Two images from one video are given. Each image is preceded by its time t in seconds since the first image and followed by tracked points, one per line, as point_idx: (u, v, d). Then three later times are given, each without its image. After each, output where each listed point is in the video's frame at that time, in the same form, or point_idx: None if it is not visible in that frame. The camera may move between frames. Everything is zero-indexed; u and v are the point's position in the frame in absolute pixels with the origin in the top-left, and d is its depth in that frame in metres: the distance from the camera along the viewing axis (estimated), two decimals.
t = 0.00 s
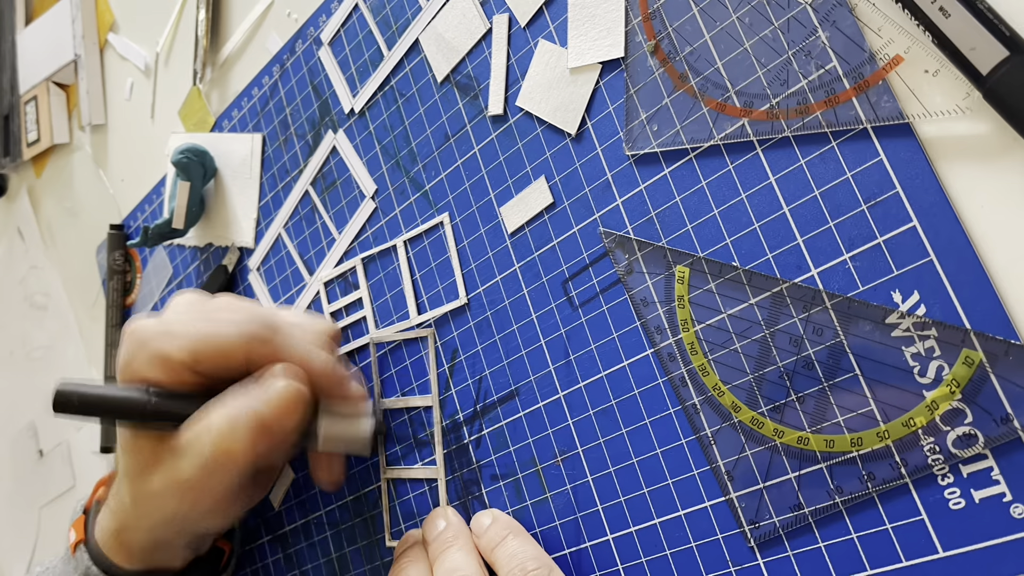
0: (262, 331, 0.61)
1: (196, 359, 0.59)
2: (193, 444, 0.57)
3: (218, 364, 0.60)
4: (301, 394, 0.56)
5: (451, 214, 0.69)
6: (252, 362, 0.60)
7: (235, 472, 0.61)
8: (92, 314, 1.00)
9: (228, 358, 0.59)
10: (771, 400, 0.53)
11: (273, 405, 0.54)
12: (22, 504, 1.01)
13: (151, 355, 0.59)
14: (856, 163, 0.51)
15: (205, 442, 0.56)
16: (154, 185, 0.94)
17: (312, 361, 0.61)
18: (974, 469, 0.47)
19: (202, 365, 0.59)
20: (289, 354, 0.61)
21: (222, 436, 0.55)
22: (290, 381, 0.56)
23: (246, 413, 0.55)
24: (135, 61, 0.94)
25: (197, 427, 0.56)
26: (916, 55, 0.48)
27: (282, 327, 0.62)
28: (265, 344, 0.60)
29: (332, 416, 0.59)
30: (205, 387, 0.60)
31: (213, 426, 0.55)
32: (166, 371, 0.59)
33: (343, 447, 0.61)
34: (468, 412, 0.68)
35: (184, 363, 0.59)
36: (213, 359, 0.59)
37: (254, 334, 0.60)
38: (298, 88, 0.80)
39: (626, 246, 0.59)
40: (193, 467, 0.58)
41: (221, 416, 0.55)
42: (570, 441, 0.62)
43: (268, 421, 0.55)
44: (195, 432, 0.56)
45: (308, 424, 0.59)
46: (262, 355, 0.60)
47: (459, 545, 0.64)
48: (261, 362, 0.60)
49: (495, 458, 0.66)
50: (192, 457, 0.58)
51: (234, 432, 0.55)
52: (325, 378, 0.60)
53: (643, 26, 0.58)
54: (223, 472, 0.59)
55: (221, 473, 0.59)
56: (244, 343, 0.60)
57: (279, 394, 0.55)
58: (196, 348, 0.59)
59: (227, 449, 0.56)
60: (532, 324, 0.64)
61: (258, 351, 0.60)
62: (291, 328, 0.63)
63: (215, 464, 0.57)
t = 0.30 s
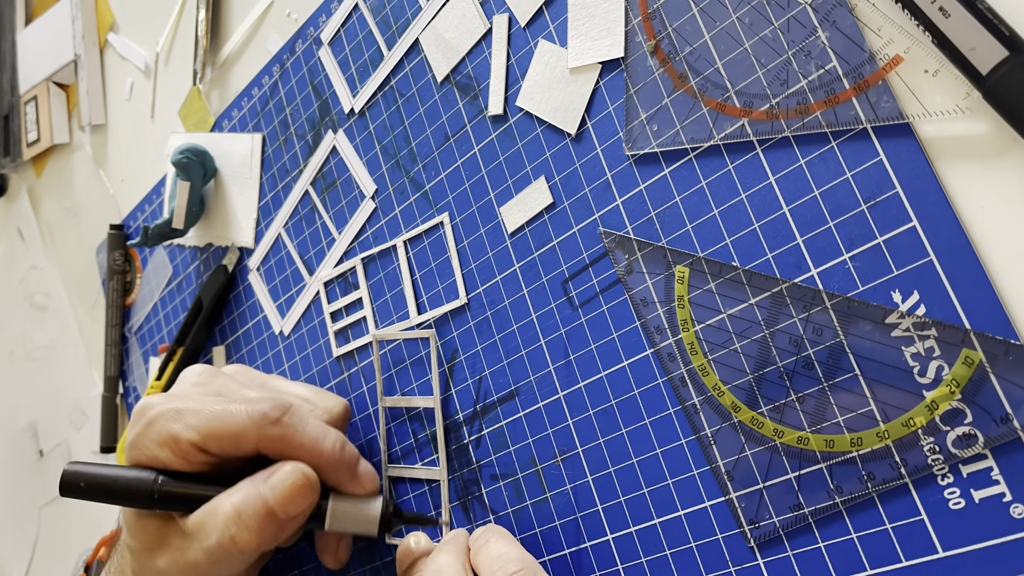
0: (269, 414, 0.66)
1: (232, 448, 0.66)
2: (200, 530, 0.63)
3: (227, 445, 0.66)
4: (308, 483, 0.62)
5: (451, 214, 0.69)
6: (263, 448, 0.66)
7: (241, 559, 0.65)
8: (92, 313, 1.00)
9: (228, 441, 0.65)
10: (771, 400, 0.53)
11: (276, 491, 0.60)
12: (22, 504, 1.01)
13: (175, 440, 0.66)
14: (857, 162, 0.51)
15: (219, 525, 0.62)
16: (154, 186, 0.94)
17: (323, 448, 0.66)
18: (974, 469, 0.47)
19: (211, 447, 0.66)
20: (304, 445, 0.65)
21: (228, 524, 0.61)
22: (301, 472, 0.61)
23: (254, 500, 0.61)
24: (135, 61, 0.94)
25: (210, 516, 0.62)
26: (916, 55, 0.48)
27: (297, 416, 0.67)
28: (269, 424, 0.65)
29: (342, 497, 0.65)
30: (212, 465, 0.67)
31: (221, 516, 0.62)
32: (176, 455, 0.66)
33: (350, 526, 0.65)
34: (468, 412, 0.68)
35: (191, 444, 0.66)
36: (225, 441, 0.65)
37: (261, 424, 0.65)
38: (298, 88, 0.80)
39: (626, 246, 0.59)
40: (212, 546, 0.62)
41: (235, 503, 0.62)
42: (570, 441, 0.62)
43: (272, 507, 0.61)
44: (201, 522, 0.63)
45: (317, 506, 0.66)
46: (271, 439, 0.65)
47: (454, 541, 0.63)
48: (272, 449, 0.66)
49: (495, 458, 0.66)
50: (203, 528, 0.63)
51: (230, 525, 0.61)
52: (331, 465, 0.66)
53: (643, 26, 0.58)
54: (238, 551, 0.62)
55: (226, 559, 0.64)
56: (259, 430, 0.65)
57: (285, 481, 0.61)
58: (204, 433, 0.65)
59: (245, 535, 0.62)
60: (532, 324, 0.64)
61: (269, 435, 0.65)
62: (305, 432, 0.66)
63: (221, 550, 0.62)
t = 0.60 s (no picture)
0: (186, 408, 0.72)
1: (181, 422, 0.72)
2: (146, 507, 0.67)
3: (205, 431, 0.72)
4: (239, 453, 0.67)
5: (451, 216, 0.69)
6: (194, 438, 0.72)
7: (190, 533, 0.68)
8: (92, 313, 1.00)
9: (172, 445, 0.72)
10: (771, 401, 0.53)
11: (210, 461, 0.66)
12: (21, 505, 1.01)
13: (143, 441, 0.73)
14: (857, 163, 0.51)
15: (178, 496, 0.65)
16: (154, 186, 0.94)
17: (248, 426, 0.71)
18: (974, 470, 0.47)
19: (146, 445, 0.73)
20: (223, 427, 0.71)
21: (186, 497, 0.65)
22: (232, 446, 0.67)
23: (190, 475, 0.66)
24: (135, 62, 0.94)
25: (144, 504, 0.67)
26: (916, 56, 0.48)
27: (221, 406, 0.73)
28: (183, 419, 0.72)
29: (271, 471, 0.69)
30: (150, 464, 0.74)
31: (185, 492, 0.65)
32: (115, 457, 0.73)
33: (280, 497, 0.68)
34: (468, 412, 0.68)
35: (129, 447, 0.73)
36: (158, 439, 0.72)
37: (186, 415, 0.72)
38: (298, 89, 0.80)
39: (626, 247, 0.59)
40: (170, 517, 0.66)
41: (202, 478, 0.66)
42: (570, 441, 0.62)
43: (206, 476, 0.66)
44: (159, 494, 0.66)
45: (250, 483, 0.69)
46: (198, 427, 0.72)
47: (453, 531, 0.63)
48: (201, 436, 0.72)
49: (495, 459, 0.66)
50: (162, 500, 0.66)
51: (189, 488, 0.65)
52: (260, 440, 0.70)
53: (643, 27, 0.58)
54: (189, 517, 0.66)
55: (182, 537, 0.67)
56: (184, 420, 0.71)
57: (218, 453, 0.66)
58: (140, 433, 0.72)
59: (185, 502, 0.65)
60: (532, 325, 0.64)
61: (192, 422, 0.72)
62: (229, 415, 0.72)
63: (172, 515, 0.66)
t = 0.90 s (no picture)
0: (241, 389, 0.70)
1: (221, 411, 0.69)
2: (184, 497, 0.65)
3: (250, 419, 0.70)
4: (281, 448, 0.65)
5: (450, 215, 0.69)
6: (235, 424, 0.70)
7: (229, 525, 0.66)
8: (92, 313, 1.00)
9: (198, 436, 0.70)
10: (771, 400, 0.53)
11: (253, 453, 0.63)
12: (21, 505, 1.01)
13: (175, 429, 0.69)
14: (857, 163, 0.51)
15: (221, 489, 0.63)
16: (154, 186, 0.94)
17: (293, 413, 0.69)
18: (974, 469, 0.47)
19: (185, 429, 0.69)
20: (268, 413, 0.69)
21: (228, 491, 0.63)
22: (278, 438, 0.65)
23: (232, 466, 0.63)
24: (135, 62, 0.94)
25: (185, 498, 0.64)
26: (916, 55, 0.48)
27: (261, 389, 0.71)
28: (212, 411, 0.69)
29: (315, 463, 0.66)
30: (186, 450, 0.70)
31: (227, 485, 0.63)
32: (152, 442, 0.69)
33: (325, 491, 0.66)
34: (468, 412, 0.68)
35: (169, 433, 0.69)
36: (198, 423, 0.69)
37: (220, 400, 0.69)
38: (298, 88, 0.80)
39: (626, 246, 0.59)
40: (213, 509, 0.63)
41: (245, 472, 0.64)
42: (570, 441, 0.62)
43: (251, 470, 0.63)
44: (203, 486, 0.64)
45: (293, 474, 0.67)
46: (241, 412, 0.69)
47: (454, 532, 0.62)
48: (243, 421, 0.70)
49: (495, 458, 0.66)
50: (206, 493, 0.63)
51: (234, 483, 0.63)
52: (305, 429, 0.69)
53: (643, 26, 0.58)
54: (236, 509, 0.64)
55: (216, 530, 0.65)
56: (229, 406, 0.69)
57: (259, 445, 0.64)
58: (178, 415, 0.69)
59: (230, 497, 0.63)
60: (532, 324, 0.64)
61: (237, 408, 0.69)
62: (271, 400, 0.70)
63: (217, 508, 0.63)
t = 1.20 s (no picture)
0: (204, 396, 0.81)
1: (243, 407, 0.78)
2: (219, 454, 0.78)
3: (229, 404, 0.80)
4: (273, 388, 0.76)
5: (451, 216, 0.69)
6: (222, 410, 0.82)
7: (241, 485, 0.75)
8: (92, 313, 1.00)
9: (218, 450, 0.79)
10: (772, 401, 0.53)
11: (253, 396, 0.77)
12: (22, 505, 1.01)
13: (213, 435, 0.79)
14: (858, 163, 0.50)
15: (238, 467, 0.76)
16: (154, 186, 0.94)
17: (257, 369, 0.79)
18: (975, 471, 0.47)
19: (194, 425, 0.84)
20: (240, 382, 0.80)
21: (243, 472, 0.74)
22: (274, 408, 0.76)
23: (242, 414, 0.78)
24: (135, 62, 0.94)
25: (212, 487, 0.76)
26: (918, 56, 0.48)
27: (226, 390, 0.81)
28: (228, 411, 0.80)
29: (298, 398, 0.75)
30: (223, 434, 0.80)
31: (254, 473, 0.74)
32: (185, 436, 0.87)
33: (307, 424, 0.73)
34: (468, 412, 0.66)
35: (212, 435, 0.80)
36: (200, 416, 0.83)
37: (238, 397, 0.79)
38: (298, 88, 0.80)
39: (626, 247, 0.59)
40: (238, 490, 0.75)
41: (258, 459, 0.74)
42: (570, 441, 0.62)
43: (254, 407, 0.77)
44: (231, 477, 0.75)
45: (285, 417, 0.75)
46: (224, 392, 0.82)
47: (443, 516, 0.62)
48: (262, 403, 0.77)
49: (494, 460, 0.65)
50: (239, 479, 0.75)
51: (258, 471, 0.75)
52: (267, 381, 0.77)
53: (644, 27, 0.58)
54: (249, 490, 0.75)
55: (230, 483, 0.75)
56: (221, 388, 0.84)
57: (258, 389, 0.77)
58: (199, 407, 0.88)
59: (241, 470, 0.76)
60: (533, 324, 0.64)
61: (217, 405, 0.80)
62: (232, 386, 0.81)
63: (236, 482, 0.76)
